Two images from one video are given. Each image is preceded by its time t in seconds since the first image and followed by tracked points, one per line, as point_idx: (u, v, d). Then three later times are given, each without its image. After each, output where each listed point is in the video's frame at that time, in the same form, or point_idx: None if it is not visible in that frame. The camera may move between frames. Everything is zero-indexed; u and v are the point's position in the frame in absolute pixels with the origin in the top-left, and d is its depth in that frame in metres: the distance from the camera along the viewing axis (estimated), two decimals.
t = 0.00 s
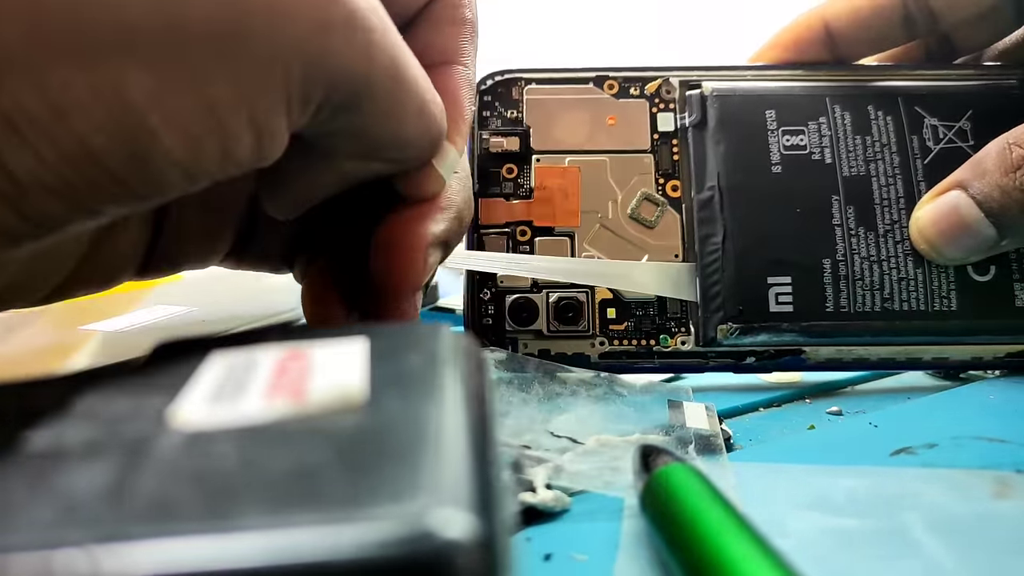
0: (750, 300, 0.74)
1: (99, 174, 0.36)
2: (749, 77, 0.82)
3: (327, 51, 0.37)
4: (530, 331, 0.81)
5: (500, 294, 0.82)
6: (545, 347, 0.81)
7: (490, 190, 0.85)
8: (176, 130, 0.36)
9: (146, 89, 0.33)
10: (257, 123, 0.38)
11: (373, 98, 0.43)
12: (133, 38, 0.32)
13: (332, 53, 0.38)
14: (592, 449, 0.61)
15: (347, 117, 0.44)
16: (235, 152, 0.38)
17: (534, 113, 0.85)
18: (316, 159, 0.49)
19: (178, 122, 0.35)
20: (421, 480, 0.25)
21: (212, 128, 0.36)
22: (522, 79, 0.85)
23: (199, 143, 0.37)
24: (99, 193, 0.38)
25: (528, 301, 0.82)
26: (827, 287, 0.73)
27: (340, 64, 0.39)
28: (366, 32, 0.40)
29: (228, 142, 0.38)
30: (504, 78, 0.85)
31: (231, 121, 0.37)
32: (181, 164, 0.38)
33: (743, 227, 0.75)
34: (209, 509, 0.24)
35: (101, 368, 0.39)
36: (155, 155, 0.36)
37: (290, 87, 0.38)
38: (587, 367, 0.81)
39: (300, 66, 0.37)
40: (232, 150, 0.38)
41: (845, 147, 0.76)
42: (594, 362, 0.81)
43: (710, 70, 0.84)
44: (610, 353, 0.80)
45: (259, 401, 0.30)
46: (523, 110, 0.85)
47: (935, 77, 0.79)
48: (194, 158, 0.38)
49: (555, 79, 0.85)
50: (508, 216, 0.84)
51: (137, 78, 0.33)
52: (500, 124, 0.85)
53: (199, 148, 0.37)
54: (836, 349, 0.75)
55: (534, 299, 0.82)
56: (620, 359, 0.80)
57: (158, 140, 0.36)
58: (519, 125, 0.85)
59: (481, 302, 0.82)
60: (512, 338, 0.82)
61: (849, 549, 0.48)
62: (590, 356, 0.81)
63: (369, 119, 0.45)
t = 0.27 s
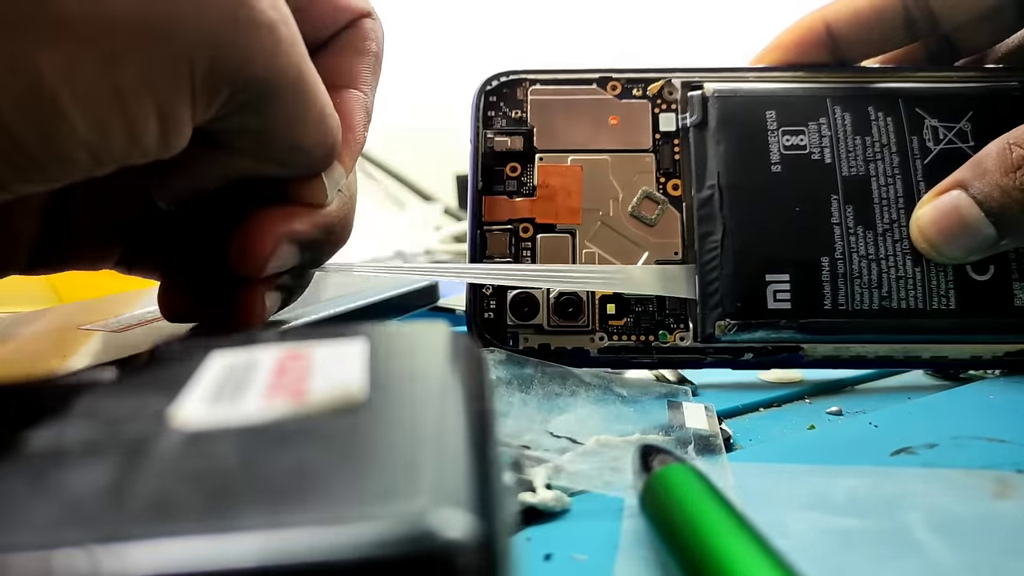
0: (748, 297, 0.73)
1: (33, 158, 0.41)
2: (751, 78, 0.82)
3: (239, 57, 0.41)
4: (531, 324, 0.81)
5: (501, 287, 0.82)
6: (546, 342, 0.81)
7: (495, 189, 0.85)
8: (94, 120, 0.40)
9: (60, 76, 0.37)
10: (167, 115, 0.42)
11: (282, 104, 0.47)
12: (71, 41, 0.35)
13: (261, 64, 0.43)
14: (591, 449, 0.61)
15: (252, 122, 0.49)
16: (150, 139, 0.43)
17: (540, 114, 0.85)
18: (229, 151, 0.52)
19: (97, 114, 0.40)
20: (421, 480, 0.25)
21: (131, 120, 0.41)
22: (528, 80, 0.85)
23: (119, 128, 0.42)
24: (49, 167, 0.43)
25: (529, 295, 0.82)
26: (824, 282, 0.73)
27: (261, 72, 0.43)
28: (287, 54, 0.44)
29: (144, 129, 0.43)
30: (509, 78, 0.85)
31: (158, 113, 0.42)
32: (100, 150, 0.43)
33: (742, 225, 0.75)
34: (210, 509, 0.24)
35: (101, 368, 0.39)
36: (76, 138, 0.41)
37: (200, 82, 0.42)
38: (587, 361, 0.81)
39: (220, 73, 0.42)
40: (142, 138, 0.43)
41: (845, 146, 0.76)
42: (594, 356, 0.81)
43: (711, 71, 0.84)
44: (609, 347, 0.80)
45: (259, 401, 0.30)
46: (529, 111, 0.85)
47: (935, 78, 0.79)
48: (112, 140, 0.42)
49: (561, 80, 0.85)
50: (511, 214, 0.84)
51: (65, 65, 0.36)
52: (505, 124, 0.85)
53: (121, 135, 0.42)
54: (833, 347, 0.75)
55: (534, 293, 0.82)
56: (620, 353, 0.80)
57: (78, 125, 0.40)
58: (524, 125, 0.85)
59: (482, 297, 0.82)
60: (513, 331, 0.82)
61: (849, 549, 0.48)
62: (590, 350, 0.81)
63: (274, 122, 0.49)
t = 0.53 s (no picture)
0: (744, 298, 0.74)
1: (134, 218, 0.36)
2: (748, 80, 0.82)
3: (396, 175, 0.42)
4: (531, 323, 0.82)
5: (500, 287, 0.83)
6: (545, 340, 0.82)
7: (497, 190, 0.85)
8: (358, 188, 0.41)
9: (239, 182, 0.37)
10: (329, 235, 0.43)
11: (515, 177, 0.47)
12: (248, 137, 0.36)
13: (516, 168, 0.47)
14: (591, 448, 0.61)
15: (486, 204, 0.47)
16: (321, 253, 0.45)
17: (540, 115, 0.85)
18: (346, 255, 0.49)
19: (243, 198, 0.38)
20: (423, 479, 0.26)
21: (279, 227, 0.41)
22: (528, 83, 0.86)
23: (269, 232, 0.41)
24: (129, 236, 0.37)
25: (528, 294, 0.82)
26: (819, 281, 0.73)
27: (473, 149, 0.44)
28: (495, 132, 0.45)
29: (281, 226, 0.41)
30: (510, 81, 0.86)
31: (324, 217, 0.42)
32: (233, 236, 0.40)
33: (738, 226, 0.76)
34: (214, 507, 0.25)
35: (107, 368, 0.39)
36: (191, 219, 0.38)
37: (413, 190, 0.43)
38: (586, 359, 0.81)
39: (434, 190, 0.44)
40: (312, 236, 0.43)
41: (841, 148, 0.77)
42: (593, 354, 0.81)
43: (708, 73, 0.84)
44: (607, 345, 0.81)
45: (262, 401, 0.30)
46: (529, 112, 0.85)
47: (931, 79, 0.80)
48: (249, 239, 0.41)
49: (561, 83, 0.86)
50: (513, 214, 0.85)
51: (360, 195, 0.42)
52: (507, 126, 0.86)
53: (280, 233, 0.42)
54: (829, 344, 0.75)
55: (533, 292, 0.82)
56: (620, 351, 0.81)
57: (228, 216, 0.39)
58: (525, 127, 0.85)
59: (483, 295, 0.83)
60: (513, 330, 0.82)
61: (845, 547, 0.48)
62: (588, 348, 0.81)
63: (517, 202, 0.49)
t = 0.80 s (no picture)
0: (742, 297, 0.74)
1: (194, 144, 0.32)
2: (745, 80, 0.82)
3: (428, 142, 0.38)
4: (527, 325, 0.82)
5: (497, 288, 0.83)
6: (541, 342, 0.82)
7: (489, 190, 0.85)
8: (397, 151, 0.37)
9: (300, 116, 0.33)
10: (345, 190, 0.38)
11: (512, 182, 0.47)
12: (318, 78, 0.33)
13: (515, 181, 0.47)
14: (590, 448, 0.61)
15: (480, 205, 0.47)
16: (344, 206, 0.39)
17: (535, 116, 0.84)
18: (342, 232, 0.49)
19: (280, 155, 0.35)
20: (422, 480, 0.25)
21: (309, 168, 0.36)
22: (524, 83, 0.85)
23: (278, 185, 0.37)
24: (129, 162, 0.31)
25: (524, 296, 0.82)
26: (818, 282, 0.73)
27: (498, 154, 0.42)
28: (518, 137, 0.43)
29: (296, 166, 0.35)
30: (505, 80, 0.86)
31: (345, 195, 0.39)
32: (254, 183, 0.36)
33: (737, 226, 0.75)
34: (211, 507, 0.24)
35: (103, 368, 0.39)
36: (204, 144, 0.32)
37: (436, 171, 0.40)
38: (583, 361, 0.81)
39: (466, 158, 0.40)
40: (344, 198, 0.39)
41: (839, 148, 0.77)
42: (589, 356, 0.81)
43: (705, 73, 0.84)
44: (604, 347, 0.81)
45: (259, 401, 0.30)
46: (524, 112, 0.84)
47: (929, 79, 0.80)
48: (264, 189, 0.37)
49: (556, 82, 0.85)
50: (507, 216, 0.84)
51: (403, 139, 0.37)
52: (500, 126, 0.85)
53: (305, 183, 0.37)
54: (828, 347, 0.76)
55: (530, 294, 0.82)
56: (615, 353, 0.81)
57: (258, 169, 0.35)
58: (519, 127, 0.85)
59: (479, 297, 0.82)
60: (508, 332, 0.82)
61: (845, 548, 0.48)
62: (584, 350, 0.81)
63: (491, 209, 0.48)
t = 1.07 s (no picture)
0: (742, 296, 0.74)
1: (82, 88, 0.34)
2: (746, 82, 0.83)
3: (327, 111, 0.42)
4: (528, 323, 0.82)
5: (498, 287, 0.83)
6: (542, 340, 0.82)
7: (491, 190, 0.85)
8: (301, 119, 0.40)
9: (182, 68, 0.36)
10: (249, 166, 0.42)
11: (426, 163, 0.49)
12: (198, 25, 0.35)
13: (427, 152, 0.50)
14: (590, 448, 0.61)
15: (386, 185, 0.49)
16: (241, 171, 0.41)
17: (537, 117, 0.85)
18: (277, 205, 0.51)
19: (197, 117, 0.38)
20: (422, 480, 0.25)
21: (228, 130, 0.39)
22: (527, 84, 0.86)
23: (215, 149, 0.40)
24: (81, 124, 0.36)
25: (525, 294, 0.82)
26: (818, 281, 0.73)
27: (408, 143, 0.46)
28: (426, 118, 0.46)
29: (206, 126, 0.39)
30: (507, 81, 0.86)
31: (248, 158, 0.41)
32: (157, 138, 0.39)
33: (737, 226, 0.75)
34: (212, 507, 0.24)
35: (104, 368, 0.39)
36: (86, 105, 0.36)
37: (330, 146, 0.43)
38: (583, 359, 0.81)
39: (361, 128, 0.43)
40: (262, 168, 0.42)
41: (839, 148, 0.77)
42: (590, 354, 0.81)
43: (706, 74, 0.84)
44: (604, 345, 0.81)
45: (260, 401, 0.30)
46: (525, 113, 0.85)
47: (929, 81, 0.80)
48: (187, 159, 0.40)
49: (557, 83, 0.86)
50: (508, 215, 0.84)
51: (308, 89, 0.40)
52: (504, 126, 0.86)
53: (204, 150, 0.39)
54: (828, 346, 0.76)
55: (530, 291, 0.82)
56: (614, 351, 0.81)
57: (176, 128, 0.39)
58: (522, 126, 0.85)
59: (480, 296, 0.83)
60: (509, 330, 0.82)
61: (845, 548, 0.48)
62: (585, 348, 0.81)
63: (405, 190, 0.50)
